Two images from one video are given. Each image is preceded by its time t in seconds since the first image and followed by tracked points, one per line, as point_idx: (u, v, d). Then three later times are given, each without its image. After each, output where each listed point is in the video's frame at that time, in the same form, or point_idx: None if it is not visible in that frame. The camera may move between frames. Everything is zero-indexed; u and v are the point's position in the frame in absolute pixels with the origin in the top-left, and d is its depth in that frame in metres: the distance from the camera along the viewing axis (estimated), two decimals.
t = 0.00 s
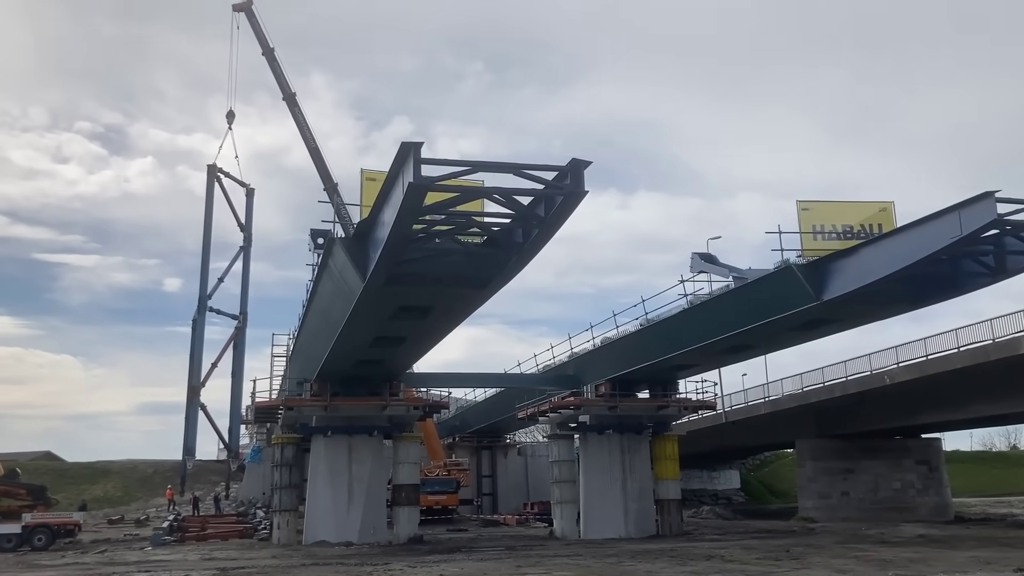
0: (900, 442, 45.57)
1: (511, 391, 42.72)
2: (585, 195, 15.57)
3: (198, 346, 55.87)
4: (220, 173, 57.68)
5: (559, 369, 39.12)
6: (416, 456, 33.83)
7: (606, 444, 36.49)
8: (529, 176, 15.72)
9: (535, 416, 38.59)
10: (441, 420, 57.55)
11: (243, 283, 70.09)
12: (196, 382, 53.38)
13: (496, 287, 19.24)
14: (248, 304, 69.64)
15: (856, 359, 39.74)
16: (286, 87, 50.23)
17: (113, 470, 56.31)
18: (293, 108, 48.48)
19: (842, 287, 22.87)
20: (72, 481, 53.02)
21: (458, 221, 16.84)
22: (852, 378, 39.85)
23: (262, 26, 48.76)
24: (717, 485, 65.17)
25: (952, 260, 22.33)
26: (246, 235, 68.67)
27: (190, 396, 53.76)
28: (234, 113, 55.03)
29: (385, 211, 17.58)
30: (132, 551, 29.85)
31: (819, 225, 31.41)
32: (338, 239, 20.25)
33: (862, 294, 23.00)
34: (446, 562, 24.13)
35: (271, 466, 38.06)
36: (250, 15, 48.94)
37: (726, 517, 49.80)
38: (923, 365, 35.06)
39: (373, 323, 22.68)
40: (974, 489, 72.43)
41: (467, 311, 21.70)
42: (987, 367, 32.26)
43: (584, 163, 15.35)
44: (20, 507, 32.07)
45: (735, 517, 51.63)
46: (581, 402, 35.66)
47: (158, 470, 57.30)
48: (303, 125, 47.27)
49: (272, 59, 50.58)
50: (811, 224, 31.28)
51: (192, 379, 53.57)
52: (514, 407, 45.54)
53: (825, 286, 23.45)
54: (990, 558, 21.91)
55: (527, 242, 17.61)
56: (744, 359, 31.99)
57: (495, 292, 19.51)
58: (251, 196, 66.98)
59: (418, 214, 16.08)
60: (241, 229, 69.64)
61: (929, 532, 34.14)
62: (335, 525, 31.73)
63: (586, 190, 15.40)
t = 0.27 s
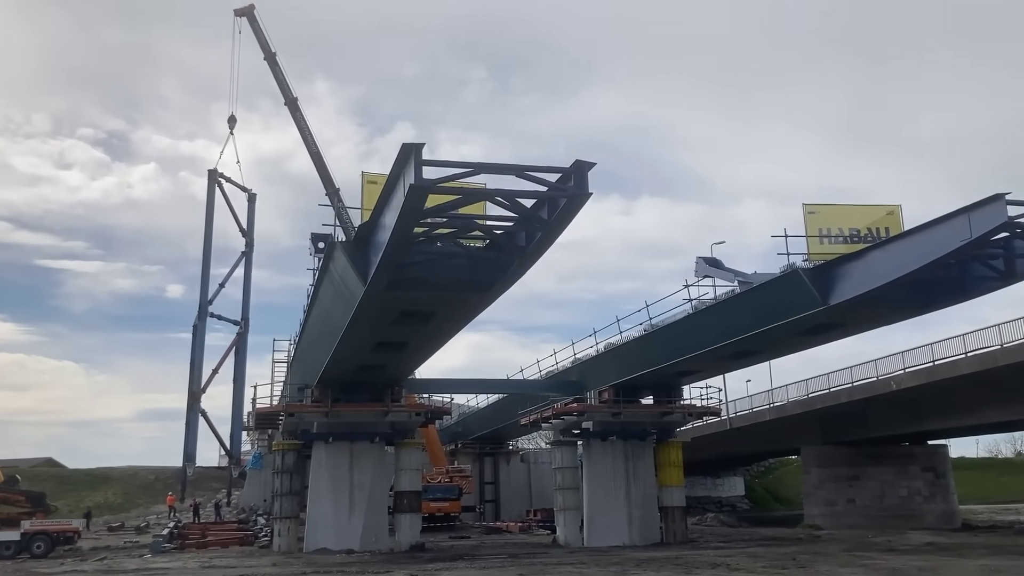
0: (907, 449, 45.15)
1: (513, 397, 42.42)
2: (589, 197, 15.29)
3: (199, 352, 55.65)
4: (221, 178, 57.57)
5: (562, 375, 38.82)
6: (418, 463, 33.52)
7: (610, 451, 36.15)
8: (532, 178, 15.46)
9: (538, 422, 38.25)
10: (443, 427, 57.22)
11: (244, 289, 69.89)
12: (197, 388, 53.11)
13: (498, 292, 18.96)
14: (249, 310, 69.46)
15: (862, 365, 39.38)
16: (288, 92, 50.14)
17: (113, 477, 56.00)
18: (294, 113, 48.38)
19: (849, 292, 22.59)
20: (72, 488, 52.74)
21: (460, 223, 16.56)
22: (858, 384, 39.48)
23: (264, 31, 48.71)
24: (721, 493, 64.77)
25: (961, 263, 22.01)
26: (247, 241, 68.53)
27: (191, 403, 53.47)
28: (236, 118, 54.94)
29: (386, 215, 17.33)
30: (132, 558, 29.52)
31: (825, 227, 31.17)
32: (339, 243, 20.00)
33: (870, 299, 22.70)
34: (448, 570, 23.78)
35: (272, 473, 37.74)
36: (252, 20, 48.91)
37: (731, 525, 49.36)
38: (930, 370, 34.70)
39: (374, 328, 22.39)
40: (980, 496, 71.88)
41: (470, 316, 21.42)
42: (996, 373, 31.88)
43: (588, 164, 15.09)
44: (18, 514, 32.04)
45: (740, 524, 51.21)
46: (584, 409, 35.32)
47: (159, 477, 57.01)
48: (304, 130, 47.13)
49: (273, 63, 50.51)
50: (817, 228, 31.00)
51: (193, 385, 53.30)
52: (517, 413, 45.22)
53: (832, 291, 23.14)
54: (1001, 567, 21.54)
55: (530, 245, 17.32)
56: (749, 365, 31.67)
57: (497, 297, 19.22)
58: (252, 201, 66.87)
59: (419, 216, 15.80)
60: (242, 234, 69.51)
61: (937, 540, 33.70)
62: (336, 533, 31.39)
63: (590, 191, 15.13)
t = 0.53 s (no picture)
0: (912, 457, 44.82)
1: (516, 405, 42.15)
2: (594, 200, 15.08)
3: (200, 359, 55.45)
4: (223, 185, 57.45)
5: (566, 382, 38.56)
6: (420, 471, 33.23)
7: (613, 459, 35.85)
8: (537, 181, 15.26)
9: (541, 430, 37.96)
10: (445, 435, 56.93)
11: (246, 296, 69.72)
12: (198, 395, 52.90)
13: (502, 297, 18.75)
14: (251, 317, 69.29)
15: (867, 372, 39.08)
16: (291, 99, 50.08)
17: (114, 484, 55.76)
18: (297, 119, 48.29)
19: (857, 298, 22.39)
20: (73, 496, 52.47)
21: (464, 228, 16.36)
22: (863, 392, 39.17)
23: (266, 38, 48.68)
24: (725, 501, 64.43)
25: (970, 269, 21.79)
26: (249, 248, 68.41)
27: (192, 410, 53.25)
28: (238, 125, 54.87)
29: (388, 219, 17.13)
30: (131, 567, 29.25)
31: (832, 234, 30.89)
32: (340, 248, 19.79)
33: (878, 305, 22.50)
34: None
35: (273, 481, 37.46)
36: (255, 26, 48.90)
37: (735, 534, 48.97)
38: (937, 378, 34.39)
39: (376, 334, 22.16)
40: (986, 505, 71.38)
41: (473, 322, 21.19)
42: (1003, 380, 31.58)
43: (593, 167, 14.88)
44: (18, 522, 31.67)
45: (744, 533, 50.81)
46: (588, 416, 35.04)
47: (160, 485, 56.73)
48: (307, 137, 47.03)
49: (276, 70, 50.45)
50: (824, 233, 30.80)
51: (194, 392, 53.09)
52: (520, 420, 44.93)
53: (839, 297, 22.94)
54: None
55: (534, 250, 17.11)
56: (755, 372, 31.43)
57: (501, 303, 19.00)
58: (255, 208, 66.78)
59: (422, 219, 15.60)
60: (245, 241, 69.41)
61: (945, 549, 33.36)
62: (338, 542, 31.10)
63: (595, 194, 14.92)
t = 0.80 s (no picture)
0: (919, 464, 44.45)
1: (520, 410, 41.92)
2: (599, 202, 14.89)
3: (203, 364, 55.32)
4: (226, 190, 57.38)
5: (570, 388, 38.34)
6: (424, 477, 33.00)
7: (618, 465, 35.60)
8: (542, 183, 15.08)
9: (545, 436, 37.70)
10: (449, 441, 56.68)
11: (250, 302, 69.61)
12: (200, 401, 52.75)
13: (506, 301, 18.56)
14: (255, 322, 69.16)
15: (874, 378, 38.80)
16: (294, 104, 50.06)
17: (117, 490, 55.59)
18: (300, 124, 48.24)
19: (865, 301, 22.23)
20: (75, 502, 52.27)
21: (468, 231, 16.19)
22: (870, 398, 38.87)
23: (270, 43, 48.67)
24: (731, 508, 63.97)
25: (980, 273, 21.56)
26: (253, 253, 68.33)
27: (194, 416, 53.10)
28: (242, 130, 54.84)
29: (392, 222, 16.96)
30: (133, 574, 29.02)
31: (840, 237, 30.70)
32: (343, 251, 19.62)
33: (887, 309, 22.32)
34: None
35: (275, 487, 37.24)
36: (259, 31, 48.91)
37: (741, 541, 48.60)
38: (945, 383, 34.07)
39: (379, 338, 21.98)
40: (993, 512, 70.82)
41: (477, 326, 21.00)
42: (1012, 386, 31.28)
43: (599, 168, 14.69)
44: (19, 528, 31.39)
45: (750, 540, 50.42)
46: (593, 422, 34.79)
47: (163, 491, 56.53)
48: (310, 142, 46.96)
49: (280, 75, 50.43)
50: (831, 236, 30.66)
51: (197, 398, 52.94)
52: (524, 426, 44.69)
53: (847, 301, 22.77)
54: None
55: (539, 253, 16.93)
56: (761, 377, 31.18)
57: (505, 306, 18.79)
58: (258, 214, 66.73)
59: (426, 221, 15.45)
60: (248, 246, 69.35)
61: (954, 557, 33.01)
62: (340, 548, 30.86)
63: (601, 196, 14.73)
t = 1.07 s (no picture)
0: (928, 470, 43.91)
1: (525, 416, 41.66)
2: (605, 202, 14.67)
3: (206, 370, 55.17)
4: (229, 195, 57.32)
5: (575, 393, 38.05)
6: (428, 483, 32.73)
7: (624, 471, 35.29)
8: (547, 183, 14.87)
9: (550, 441, 37.40)
10: (453, 447, 56.41)
11: (254, 308, 69.51)
12: (204, 407, 52.58)
13: (510, 304, 18.35)
14: (259, 328, 69.03)
15: (882, 383, 38.44)
16: (298, 109, 50.02)
17: (120, 497, 55.42)
18: (304, 129, 48.20)
19: (874, 304, 22.01)
20: (79, 509, 52.11)
21: (472, 233, 15.99)
22: (878, 403, 38.51)
23: (274, 48, 48.68)
24: (737, 514, 63.46)
25: (991, 275, 21.26)
26: (257, 259, 68.25)
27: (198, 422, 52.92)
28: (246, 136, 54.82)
29: (395, 224, 16.76)
30: None
31: (849, 240, 30.86)
32: (346, 253, 19.42)
33: (897, 312, 22.08)
34: None
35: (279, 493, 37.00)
36: (263, 37, 48.93)
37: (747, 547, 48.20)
38: (954, 388, 33.72)
39: (382, 342, 21.77)
40: (1002, 518, 70.23)
41: (481, 330, 20.79)
42: (1023, 390, 30.91)
43: (604, 168, 14.49)
44: (22, 535, 30.80)
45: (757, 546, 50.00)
46: (598, 427, 34.48)
47: (166, 497, 56.33)
48: (314, 147, 46.88)
49: (284, 80, 50.40)
50: (840, 239, 30.58)
51: (200, 404, 52.80)
52: (529, 432, 44.41)
53: (856, 304, 22.55)
54: None
55: (543, 255, 16.72)
56: (768, 382, 30.90)
57: (509, 309, 18.57)
58: (263, 219, 66.66)
59: (429, 222, 15.24)
60: (253, 252, 69.27)
61: (965, 563, 32.60)
62: (344, 555, 30.59)
63: (607, 196, 14.52)
